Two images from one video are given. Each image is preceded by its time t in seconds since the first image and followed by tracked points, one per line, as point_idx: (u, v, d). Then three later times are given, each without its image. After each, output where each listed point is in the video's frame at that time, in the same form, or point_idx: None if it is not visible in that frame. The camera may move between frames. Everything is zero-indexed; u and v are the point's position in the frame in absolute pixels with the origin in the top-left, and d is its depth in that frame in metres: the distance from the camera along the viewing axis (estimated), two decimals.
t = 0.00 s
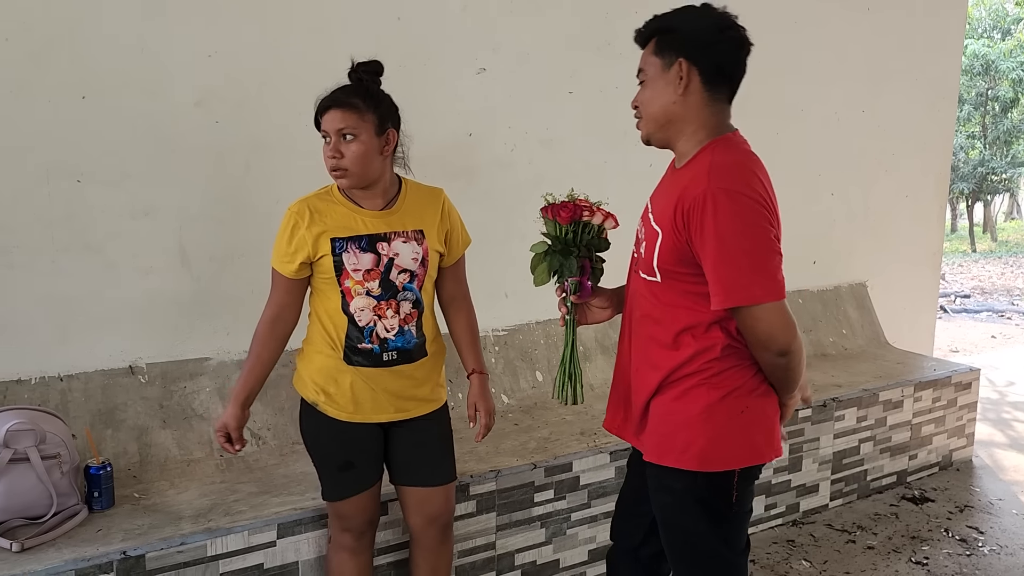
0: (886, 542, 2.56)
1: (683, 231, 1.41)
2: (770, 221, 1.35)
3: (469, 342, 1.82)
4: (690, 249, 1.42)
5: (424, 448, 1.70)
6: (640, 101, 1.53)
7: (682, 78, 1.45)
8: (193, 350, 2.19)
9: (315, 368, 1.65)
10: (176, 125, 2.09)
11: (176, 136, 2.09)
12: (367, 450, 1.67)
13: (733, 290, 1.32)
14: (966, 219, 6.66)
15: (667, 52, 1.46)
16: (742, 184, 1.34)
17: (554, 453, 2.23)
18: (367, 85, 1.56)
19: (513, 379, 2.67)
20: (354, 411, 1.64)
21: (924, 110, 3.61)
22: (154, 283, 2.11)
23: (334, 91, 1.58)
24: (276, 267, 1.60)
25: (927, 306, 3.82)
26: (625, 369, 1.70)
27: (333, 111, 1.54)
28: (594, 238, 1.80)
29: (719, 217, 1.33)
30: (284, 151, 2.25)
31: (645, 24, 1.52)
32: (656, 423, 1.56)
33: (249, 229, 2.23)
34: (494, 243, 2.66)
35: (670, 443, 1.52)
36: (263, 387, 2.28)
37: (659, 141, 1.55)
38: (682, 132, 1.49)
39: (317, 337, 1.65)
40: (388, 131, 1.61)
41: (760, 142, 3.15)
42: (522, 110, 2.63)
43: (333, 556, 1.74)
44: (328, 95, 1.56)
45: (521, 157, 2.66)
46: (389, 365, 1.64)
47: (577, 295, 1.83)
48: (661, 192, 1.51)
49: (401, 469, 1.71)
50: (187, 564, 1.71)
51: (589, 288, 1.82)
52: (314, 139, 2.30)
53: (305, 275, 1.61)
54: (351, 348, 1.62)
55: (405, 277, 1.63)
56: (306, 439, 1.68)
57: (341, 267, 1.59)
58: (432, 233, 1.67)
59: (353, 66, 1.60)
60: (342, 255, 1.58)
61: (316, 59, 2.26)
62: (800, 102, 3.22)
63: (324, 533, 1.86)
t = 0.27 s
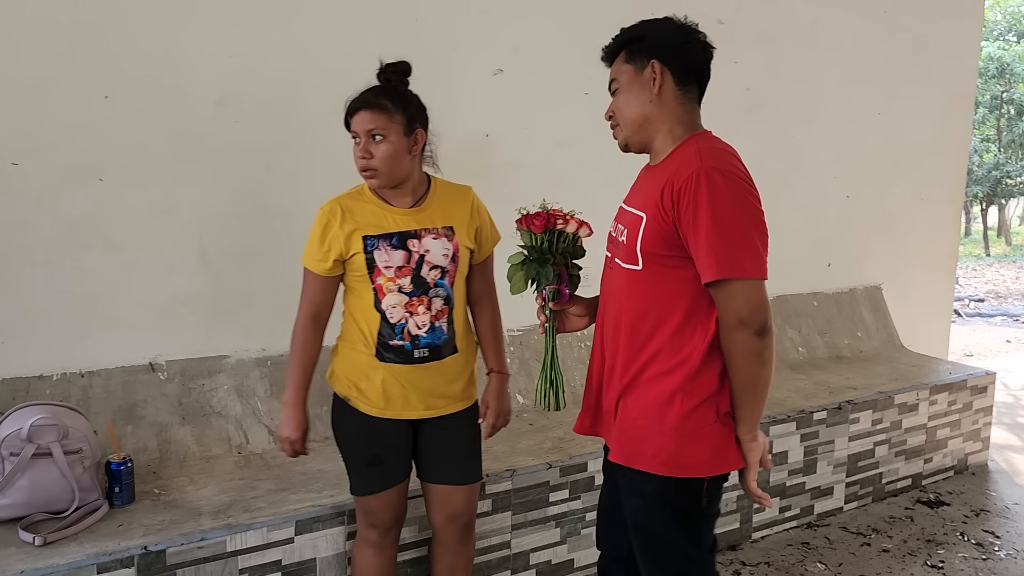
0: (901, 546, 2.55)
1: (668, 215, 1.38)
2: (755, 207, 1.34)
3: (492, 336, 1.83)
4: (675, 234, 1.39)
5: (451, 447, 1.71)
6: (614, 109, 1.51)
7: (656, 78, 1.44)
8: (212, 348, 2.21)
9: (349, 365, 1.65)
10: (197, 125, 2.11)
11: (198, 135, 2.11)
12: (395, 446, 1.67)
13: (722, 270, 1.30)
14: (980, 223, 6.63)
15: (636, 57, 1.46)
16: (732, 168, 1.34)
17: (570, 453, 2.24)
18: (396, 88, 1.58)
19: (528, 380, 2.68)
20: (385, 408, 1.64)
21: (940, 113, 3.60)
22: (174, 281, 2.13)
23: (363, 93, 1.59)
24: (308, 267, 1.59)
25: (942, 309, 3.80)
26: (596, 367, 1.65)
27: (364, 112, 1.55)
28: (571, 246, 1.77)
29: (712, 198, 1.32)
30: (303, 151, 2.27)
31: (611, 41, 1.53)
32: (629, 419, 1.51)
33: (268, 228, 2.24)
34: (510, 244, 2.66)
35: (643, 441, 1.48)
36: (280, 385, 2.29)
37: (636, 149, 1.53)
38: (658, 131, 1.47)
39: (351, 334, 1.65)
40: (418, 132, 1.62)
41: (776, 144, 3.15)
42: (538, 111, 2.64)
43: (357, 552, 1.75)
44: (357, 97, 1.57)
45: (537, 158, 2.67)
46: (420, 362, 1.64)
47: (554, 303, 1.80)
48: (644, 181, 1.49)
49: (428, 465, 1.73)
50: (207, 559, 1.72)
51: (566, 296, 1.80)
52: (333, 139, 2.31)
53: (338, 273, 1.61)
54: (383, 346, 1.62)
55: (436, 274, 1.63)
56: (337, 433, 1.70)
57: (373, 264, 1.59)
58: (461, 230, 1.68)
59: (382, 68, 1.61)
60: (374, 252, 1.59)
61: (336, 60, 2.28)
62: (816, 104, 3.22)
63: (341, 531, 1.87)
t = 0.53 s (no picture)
0: (924, 553, 2.52)
1: (648, 203, 1.32)
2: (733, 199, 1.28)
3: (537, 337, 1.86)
4: (654, 224, 1.33)
5: (477, 445, 1.70)
6: (599, 115, 1.46)
7: (637, 81, 1.39)
8: (233, 346, 2.22)
9: (383, 362, 1.65)
10: (220, 124, 2.11)
11: (221, 134, 2.12)
12: (423, 445, 1.66)
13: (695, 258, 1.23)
14: (1002, 229, 6.56)
15: (614, 62, 1.41)
16: (714, 159, 1.28)
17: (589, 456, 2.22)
18: (438, 88, 1.58)
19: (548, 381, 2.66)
20: (417, 406, 1.63)
21: (965, 115, 3.55)
22: (196, 280, 2.14)
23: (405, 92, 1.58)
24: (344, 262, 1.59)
25: (966, 314, 3.75)
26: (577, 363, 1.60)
27: (409, 110, 1.55)
28: (566, 249, 1.66)
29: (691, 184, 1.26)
30: (325, 150, 2.27)
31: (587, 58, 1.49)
32: (603, 413, 1.45)
33: (290, 228, 2.25)
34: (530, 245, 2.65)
35: (615, 435, 1.43)
36: (301, 385, 2.29)
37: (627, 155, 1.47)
38: (644, 135, 1.41)
39: (386, 332, 1.65)
40: (459, 131, 1.62)
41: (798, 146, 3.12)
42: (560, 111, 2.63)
43: (383, 551, 1.75)
44: (401, 95, 1.57)
45: (558, 159, 2.65)
46: (454, 359, 1.63)
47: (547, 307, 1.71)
48: (631, 171, 1.44)
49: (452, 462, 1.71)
50: (227, 558, 1.72)
51: (559, 300, 1.70)
52: (355, 139, 2.31)
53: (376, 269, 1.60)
54: (418, 342, 1.62)
55: (472, 269, 1.64)
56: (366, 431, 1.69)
57: (410, 260, 1.59)
58: (496, 226, 1.68)
59: (422, 66, 1.62)
60: (411, 248, 1.59)
61: (358, 60, 2.28)
62: (839, 106, 3.19)
63: (361, 531, 1.86)
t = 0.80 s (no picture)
0: (955, 568, 2.45)
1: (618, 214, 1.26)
2: (699, 218, 1.18)
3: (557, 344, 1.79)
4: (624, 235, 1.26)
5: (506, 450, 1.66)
6: (602, 116, 1.38)
7: (638, 82, 1.31)
8: (254, 349, 2.20)
9: (411, 365, 1.62)
10: (243, 125, 2.10)
11: (244, 136, 2.10)
12: (451, 451, 1.62)
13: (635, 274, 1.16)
14: None
15: (614, 60, 1.33)
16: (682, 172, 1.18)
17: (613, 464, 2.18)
18: (481, 92, 1.57)
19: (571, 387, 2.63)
20: (446, 410, 1.59)
21: (997, 119, 3.48)
22: (217, 282, 2.12)
23: (448, 96, 1.56)
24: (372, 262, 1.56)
25: (996, 323, 3.67)
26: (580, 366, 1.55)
27: (458, 115, 1.53)
28: (586, 255, 1.61)
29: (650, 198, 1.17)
30: (348, 152, 2.25)
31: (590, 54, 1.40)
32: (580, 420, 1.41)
33: (312, 230, 2.23)
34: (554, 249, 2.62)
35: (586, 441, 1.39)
36: (322, 389, 2.27)
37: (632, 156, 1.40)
38: (646, 136, 1.33)
39: (416, 335, 1.62)
40: (501, 134, 1.61)
41: (826, 150, 3.07)
42: (585, 114, 2.60)
43: (406, 559, 1.72)
44: (447, 100, 1.54)
45: (583, 163, 2.62)
46: (485, 363, 1.60)
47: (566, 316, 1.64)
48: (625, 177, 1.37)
49: (479, 467, 1.68)
50: (247, 564, 1.70)
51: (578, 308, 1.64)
52: (378, 141, 2.29)
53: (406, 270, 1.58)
54: (449, 345, 1.58)
55: (506, 273, 1.60)
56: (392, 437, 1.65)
57: (443, 261, 1.56)
58: (529, 229, 1.64)
59: (457, 66, 1.59)
60: (444, 249, 1.55)
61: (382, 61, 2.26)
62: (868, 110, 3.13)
63: (382, 538, 1.83)
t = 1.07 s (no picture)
0: None
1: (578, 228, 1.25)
2: (624, 235, 1.13)
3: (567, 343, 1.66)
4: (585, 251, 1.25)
5: (525, 458, 1.62)
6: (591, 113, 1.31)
7: (620, 86, 1.22)
8: (269, 354, 2.17)
9: (433, 369, 1.59)
10: (259, 127, 2.07)
11: (260, 138, 2.08)
12: (472, 458, 1.59)
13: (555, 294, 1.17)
14: None
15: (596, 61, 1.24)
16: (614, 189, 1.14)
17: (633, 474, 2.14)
18: (522, 100, 1.52)
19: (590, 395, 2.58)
20: (468, 416, 1.56)
21: None
22: (233, 286, 2.10)
23: (492, 104, 1.50)
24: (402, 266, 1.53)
25: None
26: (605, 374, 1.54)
27: (512, 130, 1.48)
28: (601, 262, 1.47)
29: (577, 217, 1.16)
30: (365, 155, 2.22)
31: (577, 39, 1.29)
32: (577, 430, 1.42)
33: (328, 234, 2.20)
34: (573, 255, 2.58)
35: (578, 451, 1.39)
36: (337, 395, 2.24)
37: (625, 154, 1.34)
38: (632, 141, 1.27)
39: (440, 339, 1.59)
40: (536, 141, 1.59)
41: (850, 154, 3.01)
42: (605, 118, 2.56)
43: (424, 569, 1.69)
44: (496, 111, 1.48)
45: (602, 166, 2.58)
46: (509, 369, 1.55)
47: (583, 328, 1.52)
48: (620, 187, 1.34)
49: (497, 476, 1.64)
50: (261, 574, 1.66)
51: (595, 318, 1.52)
52: (395, 144, 2.26)
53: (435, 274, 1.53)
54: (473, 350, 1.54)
55: (535, 278, 1.55)
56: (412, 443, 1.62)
57: (472, 267, 1.52)
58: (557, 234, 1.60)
59: (487, 67, 1.53)
60: (473, 255, 1.51)
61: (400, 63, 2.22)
62: (893, 113, 3.07)
63: (397, 549, 1.79)
